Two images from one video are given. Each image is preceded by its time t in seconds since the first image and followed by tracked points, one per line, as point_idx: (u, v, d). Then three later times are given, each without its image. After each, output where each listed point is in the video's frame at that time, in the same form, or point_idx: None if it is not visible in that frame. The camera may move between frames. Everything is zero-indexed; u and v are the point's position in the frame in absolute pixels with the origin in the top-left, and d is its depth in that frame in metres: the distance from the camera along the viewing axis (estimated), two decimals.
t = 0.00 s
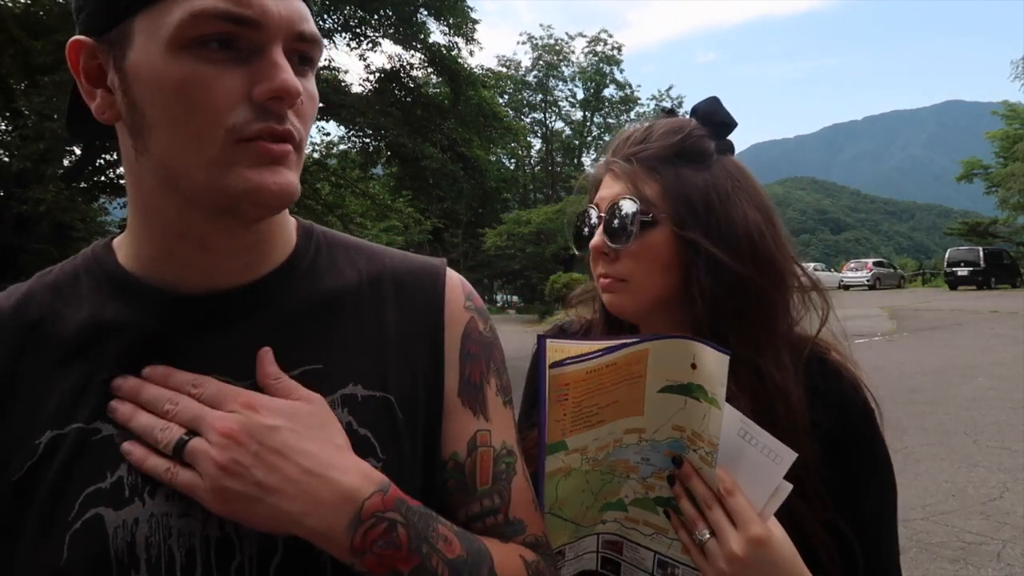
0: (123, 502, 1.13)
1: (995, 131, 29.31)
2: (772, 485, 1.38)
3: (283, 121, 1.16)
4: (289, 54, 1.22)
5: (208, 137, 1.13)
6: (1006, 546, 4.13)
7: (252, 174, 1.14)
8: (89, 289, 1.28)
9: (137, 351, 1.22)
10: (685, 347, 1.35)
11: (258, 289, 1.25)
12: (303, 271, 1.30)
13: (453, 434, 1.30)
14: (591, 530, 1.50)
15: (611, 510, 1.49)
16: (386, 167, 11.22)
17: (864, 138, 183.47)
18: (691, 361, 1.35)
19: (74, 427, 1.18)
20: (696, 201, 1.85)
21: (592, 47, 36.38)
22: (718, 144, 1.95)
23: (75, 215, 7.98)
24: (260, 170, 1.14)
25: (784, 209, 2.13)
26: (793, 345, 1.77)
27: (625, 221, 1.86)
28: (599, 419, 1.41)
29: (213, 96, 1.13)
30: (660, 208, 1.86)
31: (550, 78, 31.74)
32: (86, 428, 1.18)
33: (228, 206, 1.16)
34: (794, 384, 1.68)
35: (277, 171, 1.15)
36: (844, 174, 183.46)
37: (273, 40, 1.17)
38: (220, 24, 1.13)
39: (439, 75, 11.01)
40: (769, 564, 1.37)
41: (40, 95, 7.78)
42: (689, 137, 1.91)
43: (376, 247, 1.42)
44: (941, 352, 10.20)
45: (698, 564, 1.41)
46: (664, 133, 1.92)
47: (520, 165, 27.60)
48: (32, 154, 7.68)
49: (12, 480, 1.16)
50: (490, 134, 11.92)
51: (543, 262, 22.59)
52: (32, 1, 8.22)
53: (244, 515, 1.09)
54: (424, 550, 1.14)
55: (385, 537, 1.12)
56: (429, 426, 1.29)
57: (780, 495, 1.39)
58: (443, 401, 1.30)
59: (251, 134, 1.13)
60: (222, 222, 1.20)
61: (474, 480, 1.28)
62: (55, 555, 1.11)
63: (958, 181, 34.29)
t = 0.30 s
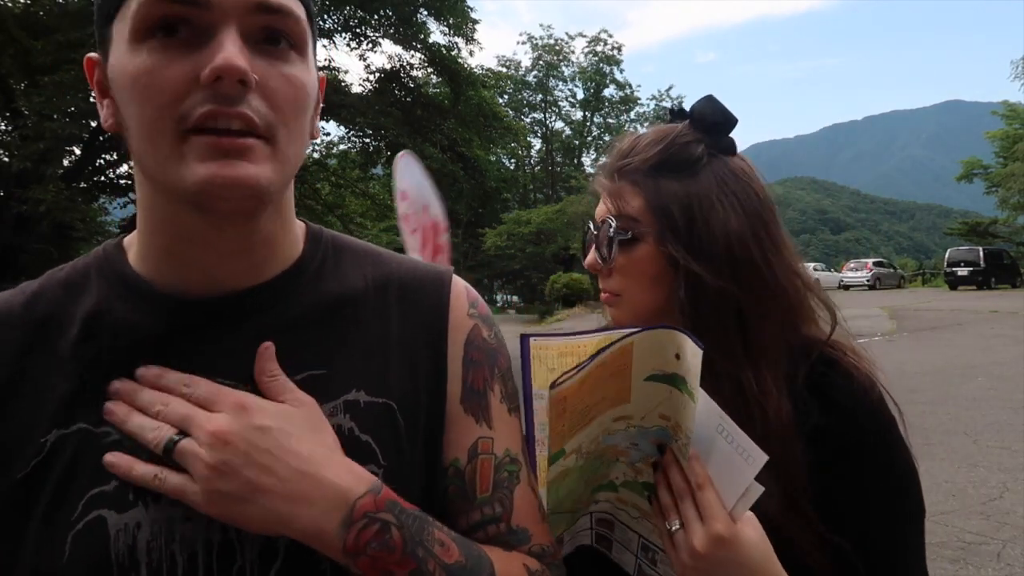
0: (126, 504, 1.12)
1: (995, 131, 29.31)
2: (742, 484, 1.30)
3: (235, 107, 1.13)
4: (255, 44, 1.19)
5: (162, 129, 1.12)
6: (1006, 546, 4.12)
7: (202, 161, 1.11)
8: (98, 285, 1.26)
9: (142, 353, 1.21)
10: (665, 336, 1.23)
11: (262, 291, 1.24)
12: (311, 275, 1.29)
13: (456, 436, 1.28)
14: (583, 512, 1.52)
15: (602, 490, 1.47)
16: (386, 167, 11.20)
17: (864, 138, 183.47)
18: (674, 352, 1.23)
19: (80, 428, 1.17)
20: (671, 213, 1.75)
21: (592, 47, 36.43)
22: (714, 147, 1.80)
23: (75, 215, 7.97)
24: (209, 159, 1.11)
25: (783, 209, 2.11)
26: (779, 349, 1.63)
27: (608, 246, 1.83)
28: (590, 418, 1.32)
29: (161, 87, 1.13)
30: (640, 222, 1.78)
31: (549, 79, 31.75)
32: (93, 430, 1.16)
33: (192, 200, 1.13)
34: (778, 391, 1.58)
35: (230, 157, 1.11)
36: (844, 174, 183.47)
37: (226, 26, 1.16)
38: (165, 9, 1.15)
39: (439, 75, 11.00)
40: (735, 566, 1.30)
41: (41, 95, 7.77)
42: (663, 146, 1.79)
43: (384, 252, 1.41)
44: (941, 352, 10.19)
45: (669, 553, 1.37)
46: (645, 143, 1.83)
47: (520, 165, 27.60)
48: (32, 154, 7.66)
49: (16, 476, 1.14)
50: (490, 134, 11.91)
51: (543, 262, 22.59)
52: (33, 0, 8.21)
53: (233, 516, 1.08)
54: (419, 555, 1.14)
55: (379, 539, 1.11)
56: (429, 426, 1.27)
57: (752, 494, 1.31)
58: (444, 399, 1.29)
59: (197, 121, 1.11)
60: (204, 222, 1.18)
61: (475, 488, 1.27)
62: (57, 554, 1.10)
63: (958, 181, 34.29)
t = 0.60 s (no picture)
0: (140, 503, 1.12)
1: (994, 131, 29.32)
2: (745, 487, 1.32)
3: (217, 108, 1.16)
4: (240, 49, 1.23)
5: (149, 134, 1.17)
6: (1006, 546, 4.13)
7: (181, 162, 1.14)
8: (108, 285, 1.28)
9: (150, 351, 1.22)
10: (673, 338, 1.29)
11: (264, 292, 1.27)
12: (312, 275, 1.32)
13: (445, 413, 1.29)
14: (598, 506, 1.52)
15: (616, 488, 1.50)
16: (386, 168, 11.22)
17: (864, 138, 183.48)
18: (681, 352, 1.28)
19: (91, 425, 1.16)
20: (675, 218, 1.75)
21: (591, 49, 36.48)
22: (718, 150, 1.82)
23: (75, 215, 7.98)
24: (191, 159, 1.14)
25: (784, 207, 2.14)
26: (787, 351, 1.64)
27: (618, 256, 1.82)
28: (592, 401, 1.37)
29: (146, 94, 1.18)
30: (646, 231, 1.78)
31: (549, 79, 31.77)
32: (106, 426, 1.16)
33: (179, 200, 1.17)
34: (793, 396, 1.59)
35: (207, 157, 1.14)
36: (844, 174, 183.48)
37: (208, 32, 1.20)
38: (151, 19, 1.20)
39: (439, 75, 11.02)
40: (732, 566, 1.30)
41: (40, 95, 7.78)
42: (664, 152, 1.80)
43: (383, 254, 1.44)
44: (941, 352, 10.20)
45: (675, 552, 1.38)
46: (646, 150, 1.83)
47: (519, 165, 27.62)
48: (32, 154, 7.67)
49: (30, 472, 1.14)
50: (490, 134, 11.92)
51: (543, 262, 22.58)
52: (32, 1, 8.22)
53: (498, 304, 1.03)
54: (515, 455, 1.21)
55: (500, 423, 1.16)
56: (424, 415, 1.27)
57: (755, 496, 1.33)
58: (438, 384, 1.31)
59: (178, 124, 1.15)
60: (199, 221, 1.21)
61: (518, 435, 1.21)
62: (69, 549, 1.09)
63: (958, 180, 34.29)
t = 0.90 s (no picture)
0: (136, 500, 1.13)
1: (994, 132, 29.32)
2: (777, 490, 1.28)
3: (227, 97, 1.17)
4: (247, 44, 1.24)
5: (158, 126, 1.17)
6: (1006, 546, 4.13)
7: (193, 150, 1.14)
8: (109, 284, 1.28)
9: (148, 349, 1.22)
10: (703, 336, 1.23)
11: (263, 289, 1.26)
12: (310, 272, 1.31)
13: (443, 376, 1.26)
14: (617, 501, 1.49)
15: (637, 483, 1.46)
16: (386, 168, 11.21)
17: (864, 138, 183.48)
18: (713, 352, 1.22)
19: (90, 423, 1.17)
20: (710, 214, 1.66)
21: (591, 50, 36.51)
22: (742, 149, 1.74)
23: (75, 215, 7.97)
24: (203, 146, 1.14)
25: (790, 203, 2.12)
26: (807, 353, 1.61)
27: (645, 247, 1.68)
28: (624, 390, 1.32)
29: (157, 84, 1.18)
30: (674, 224, 1.68)
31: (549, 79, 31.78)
32: (104, 424, 1.17)
33: (189, 192, 1.17)
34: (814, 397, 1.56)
35: (220, 145, 1.14)
36: (844, 174, 183.47)
37: (217, 26, 1.22)
38: (160, 14, 1.22)
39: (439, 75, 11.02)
40: (765, 566, 1.28)
41: (40, 95, 7.79)
42: (696, 149, 1.70)
43: (378, 250, 1.42)
44: (942, 352, 10.19)
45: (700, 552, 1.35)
46: (676, 147, 1.73)
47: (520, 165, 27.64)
48: (32, 155, 7.66)
49: (28, 468, 1.15)
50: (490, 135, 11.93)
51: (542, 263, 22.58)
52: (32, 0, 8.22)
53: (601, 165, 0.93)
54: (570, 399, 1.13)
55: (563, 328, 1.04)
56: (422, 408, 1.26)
57: (789, 496, 1.28)
58: (435, 359, 1.28)
59: (191, 112, 1.15)
60: (203, 216, 1.21)
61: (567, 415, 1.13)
62: (65, 548, 1.10)
63: (958, 181, 34.28)
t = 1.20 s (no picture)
0: (137, 501, 1.13)
1: (994, 131, 29.32)
2: (794, 491, 1.27)
3: (243, 101, 1.18)
4: (252, 45, 1.25)
5: (173, 130, 1.18)
6: (1006, 546, 4.13)
7: (212, 155, 1.15)
8: (108, 286, 1.29)
9: (147, 351, 1.22)
10: (715, 339, 1.20)
11: (263, 288, 1.26)
12: (309, 270, 1.30)
13: (442, 364, 1.25)
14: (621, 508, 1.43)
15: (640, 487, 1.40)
16: (386, 168, 11.22)
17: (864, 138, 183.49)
18: (724, 355, 1.20)
19: (90, 425, 1.17)
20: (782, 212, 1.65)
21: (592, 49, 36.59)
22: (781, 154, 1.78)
23: (75, 215, 7.97)
24: (219, 151, 1.15)
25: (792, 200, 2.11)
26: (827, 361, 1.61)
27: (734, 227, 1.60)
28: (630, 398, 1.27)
29: (169, 87, 1.19)
30: (755, 214, 1.63)
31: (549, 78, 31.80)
32: (104, 426, 1.17)
33: (204, 196, 1.18)
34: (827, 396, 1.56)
35: (238, 148, 1.15)
36: (844, 174, 183.49)
37: (225, 26, 1.21)
38: (165, 17, 1.21)
39: (439, 75, 11.01)
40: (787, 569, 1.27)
41: (41, 95, 7.80)
42: (777, 146, 1.68)
43: (377, 246, 1.41)
44: (943, 352, 10.19)
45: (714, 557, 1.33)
46: (755, 137, 1.68)
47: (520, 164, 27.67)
48: (32, 155, 7.66)
49: (29, 471, 1.15)
50: (490, 135, 11.94)
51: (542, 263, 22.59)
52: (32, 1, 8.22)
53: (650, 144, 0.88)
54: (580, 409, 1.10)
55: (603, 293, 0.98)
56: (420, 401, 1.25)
57: (803, 501, 1.28)
58: (434, 350, 1.27)
59: (206, 116, 1.16)
60: (210, 216, 1.22)
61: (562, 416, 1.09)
62: (66, 551, 1.10)
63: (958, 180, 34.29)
